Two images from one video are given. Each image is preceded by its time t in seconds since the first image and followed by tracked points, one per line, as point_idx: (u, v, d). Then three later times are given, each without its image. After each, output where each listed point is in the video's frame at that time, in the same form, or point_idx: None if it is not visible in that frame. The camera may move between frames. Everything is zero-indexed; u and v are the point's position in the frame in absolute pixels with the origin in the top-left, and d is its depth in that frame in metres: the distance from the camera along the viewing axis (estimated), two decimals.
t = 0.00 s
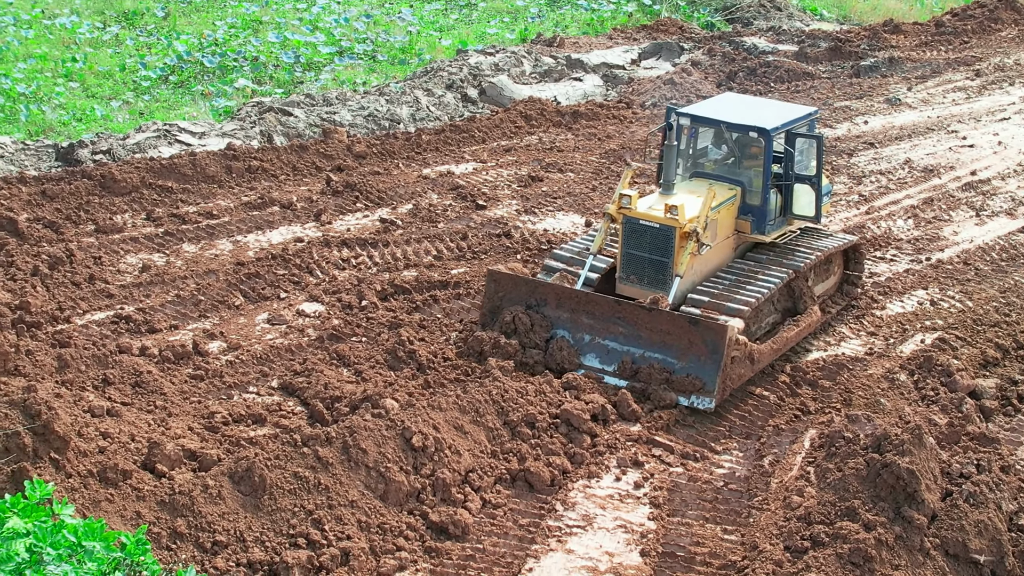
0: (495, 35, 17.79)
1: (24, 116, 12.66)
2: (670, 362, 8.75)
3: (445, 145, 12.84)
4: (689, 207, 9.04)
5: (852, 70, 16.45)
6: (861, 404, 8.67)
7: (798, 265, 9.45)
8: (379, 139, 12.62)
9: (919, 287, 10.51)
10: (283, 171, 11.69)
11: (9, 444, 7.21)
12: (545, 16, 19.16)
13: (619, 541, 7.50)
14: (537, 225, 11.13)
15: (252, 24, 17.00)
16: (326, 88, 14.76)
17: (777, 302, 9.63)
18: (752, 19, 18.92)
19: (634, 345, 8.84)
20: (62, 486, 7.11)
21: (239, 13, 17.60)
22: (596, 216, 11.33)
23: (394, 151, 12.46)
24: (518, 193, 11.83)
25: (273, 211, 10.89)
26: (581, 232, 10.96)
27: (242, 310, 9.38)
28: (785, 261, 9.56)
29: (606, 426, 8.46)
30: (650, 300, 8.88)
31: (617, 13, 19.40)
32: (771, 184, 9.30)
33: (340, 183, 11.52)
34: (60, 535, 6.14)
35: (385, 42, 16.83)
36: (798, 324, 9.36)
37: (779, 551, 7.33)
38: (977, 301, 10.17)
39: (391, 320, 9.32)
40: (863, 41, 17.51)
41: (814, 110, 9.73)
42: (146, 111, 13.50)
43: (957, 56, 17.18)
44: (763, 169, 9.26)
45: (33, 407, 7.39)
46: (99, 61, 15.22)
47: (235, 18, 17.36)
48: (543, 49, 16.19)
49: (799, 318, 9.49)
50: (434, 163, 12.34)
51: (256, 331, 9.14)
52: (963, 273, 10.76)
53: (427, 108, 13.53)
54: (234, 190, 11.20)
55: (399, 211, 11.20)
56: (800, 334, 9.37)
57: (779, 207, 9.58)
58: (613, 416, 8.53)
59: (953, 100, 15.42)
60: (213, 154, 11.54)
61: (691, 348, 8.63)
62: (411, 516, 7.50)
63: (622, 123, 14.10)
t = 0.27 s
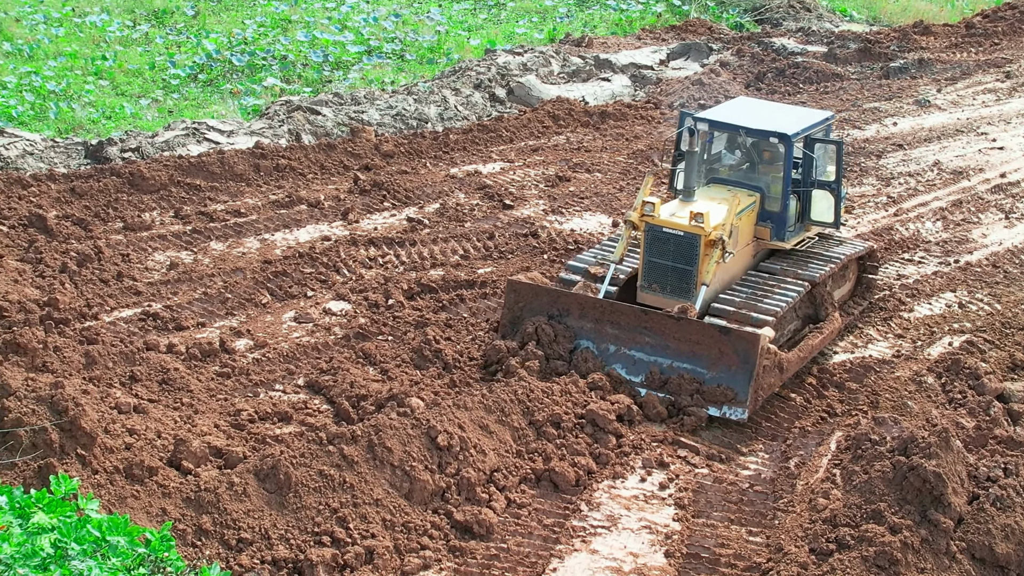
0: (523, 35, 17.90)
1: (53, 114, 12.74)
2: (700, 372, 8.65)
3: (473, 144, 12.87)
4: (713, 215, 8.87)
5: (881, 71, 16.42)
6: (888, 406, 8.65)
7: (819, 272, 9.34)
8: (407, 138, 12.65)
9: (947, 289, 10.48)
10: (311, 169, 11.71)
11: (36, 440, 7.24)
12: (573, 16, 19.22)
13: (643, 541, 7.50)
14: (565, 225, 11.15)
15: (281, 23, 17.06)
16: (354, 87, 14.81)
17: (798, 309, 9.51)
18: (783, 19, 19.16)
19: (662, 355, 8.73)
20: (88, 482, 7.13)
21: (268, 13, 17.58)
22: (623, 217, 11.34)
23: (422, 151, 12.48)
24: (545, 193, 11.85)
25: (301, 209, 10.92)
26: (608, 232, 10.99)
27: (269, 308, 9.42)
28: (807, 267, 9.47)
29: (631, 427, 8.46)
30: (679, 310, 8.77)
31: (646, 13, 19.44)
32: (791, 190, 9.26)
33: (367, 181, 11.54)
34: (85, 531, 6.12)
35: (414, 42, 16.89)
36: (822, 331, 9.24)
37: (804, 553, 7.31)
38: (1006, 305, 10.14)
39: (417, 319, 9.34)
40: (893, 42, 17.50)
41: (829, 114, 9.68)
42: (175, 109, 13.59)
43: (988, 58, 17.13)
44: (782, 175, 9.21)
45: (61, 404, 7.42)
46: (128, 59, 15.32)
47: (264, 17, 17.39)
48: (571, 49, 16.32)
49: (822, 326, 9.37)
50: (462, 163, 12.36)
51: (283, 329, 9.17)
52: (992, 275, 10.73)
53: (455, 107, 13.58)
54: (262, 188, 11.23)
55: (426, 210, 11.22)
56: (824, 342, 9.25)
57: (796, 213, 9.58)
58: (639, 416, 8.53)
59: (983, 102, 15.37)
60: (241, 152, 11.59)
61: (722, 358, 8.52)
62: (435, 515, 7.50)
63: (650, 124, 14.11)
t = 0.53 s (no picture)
0: (539, 35, 17.99)
1: (69, 113, 12.78)
2: (715, 382, 8.51)
3: (488, 144, 12.89)
4: (725, 221, 8.67)
5: (897, 73, 16.42)
6: (903, 407, 8.62)
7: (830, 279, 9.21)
8: (422, 138, 12.67)
9: (962, 291, 10.45)
10: (325, 169, 11.73)
11: (49, 438, 7.23)
12: (588, 16, 19.25)
13: (656, 542, 7.48)
14: (579, 225, 11.16)
15: (297, 23, 17.13)
16: (369, 86, 14.85)
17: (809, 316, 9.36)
18: (798, 19, 19.24)
19: (676, 364, 8.58)
20: (102, 480, 7.13)
21: (284, 12, 17.66)
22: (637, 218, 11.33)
23: (437, 150, 12.50)
24: (559, 193, 11.85)
25: (315, 209, 10.94)
26: (622, 232, 11.00)
27: (283, 308, 9.43)
28: (815, 274, 9.33)
29: (644, 427, 8.45)
30: (693, 318, 8.58)
31: (661, 14, 19.48)
32: (799, 196, 9.00)
33: (382, 181, 11.55)
34: (98, 528, 6.08)
35: (428, 42, 16.93)
36: (833, 339, 9.13)
37: (818, 554, 7.28)
38: (1021, 307, 10.11)
39: (431, 319, 9.34)
40: (909, 44, 17.51)
41: (835, 120, 9.43)
42: (190, 109, 13.62)
43: (1004, 59, 17.11)
44: (790, 181, 8.95)
45: (75, 402, 7.42)
46: (144, 59, 15.37)
47: (280, 16, 17.46)
48: (587, 49, 16.45)
49: (833, 333, 9.26)
50: (477, 163, 12.38)
51: (297, 328, 9.18)
52: (1008, 277, 10.70)
53: (471, 108, 13.62)
54: (276, 188, 11.24)
55: (441, 210, 11.23)
56: (834, 349, 9.14)
57: (803, 220, 9.30)
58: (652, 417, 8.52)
59: (1000, 103, 15.34)
60: (256, 152, 11.61)
61: (738, 367, 8.38)
62: (448, 514, 7.49)
63: (665, 124, 14.11)
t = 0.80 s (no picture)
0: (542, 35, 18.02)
1: (72, 113, 12.80)
2: (712, 398, 8.44)
3: (490, 145, 12.90)
4: (720, 229, 8.56)
5: (900, 73, 16.42)
6: (905, 408, 8.62)
7: (826, 285, 9.14)
8: (424, 138, 12.68)
9: (964, 291, 10.46)
10: (328, 169, 11.73)
11: (52, 438, 7.24)
12: (591, 16, 19.28)
13: (657, 542, 7.48)
14: (582, 225, 11.17)
15: (299, 23, 17.15)
16: (371, 87, 14.87)
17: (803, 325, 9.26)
18: (801, 20, 19.26)
19: (672, 380, 8.51)
20: (104, 480, 7.13)
21: (286, 12, 17.68)
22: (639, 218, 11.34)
23: (439, 150, 12.51)
24: (562, 193, 11.86)
25: (318, 209, 10.94)
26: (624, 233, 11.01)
27: (286, 307, 9.44)
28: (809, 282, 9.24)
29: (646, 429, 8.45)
30: (688, 331, 8.47)
31: (663, 14, 19.50)
32: (793, 204, 8.94)
33: (384, 181, 11.56)
34: (100, 529, 6.07)
35: (431, 42, 16.95)
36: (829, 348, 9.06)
37: (819, 555, 7.28)
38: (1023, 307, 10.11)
39: (433, 319, 9.35)
40: (912, 44, 17.53)
41: (828, 126, 9.38)
42: (193, 109, 13.64)
43: (1006, 59, 17.11)
44: (784, 188, 8.89)
45: (77, 401, 7.43)
46: (147, 58, 15.39)
47: (282, 17, 17.48)
48: (590, 49, 16.46)
49: (828, 343, 9.17)
50: (479, 163, 12.38)
51: (299, 328, 9.19)
52: (1010, 277, 10.70)
53: (473, 108, 13.63)
54: (279, 188, 11.25)
55: (443, 210, 11.23)
56: (830, 359, 9.07)
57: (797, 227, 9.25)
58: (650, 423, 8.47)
59: (1002, 104, 15.34)
60: (258, 152, 11.62)
61: (735, 383, 8.31)
62: (449, 514, 7.49)
63: (668, 124, 14.12)
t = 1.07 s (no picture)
0: (541, 33, 18.03)
1: (72, 111, 12.80)
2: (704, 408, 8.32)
3: (490, 143, 12.91)
4: (712, 234, 8.46)
5: (900, 71, 16.43)
6: (904, 406, 8.62)
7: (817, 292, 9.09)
8: (424, 137, 12.69)
9: (964, 289, 10.46)
10: (328, 167, 11.74)
11: (52, 436, 7.25)
12: (591, 14, 19.29)
13: (657, 540, 7.50)
14: (581, 223, 11.18)
15: (299, 21, 17.15)
16: (371, 85, 14.88)
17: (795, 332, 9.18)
18: (801, 18, 19.26)
19: (663, 389, 8.39)
20: (104, 478, 7.13)
21: (286, 10, 17.68)
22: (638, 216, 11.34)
23: (439, 149, 12.51)
24: (562, 191, 11.87)
25: (318, 207, 10.95)
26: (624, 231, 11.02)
27: (285, 306, 9.44)
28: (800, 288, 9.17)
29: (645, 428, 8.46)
30: (679, 341, 8.37)
31: (663, 12, 19.51)
32: (785, 209, 8.86)
33: (384, 179, 11.56)
34: (100, 526, 6.07)
35: (431, 40, 16.95)
36: (821, 356, 8.96)
37: (819, 553, 7.29)
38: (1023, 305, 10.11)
39: (433, 317, 9.35)
40: (912, 42, 17.54)
41: (818, 129, 9.31)
42: (193, 107, 13.64)
43: (1007, 58, 17.12)
44: (776, 193, 8.81)
45: (77, 399, 7.43)
46: (148, 56, 15.40)
47: (282, 15, 17.48)
48: (590, 47, 16.47)
49: (820, 349, 9.09)
50: (479, 161, 12.39)
51: (299, 326, 9.20)
52: (1010, 276, 10.70)
53: (473, 106, 13.62)
54: (279, 186, 11.25)
55: (443, 208, 11.23)
56: (823, 367, 8.97)
57: (788, 232, 9.17)
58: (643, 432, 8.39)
59: (1002, 102, 15.34)
60: (258, 150, 11.61)
61: (727, 393, 8.19)
62: (449, 512, 7.50)
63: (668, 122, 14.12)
